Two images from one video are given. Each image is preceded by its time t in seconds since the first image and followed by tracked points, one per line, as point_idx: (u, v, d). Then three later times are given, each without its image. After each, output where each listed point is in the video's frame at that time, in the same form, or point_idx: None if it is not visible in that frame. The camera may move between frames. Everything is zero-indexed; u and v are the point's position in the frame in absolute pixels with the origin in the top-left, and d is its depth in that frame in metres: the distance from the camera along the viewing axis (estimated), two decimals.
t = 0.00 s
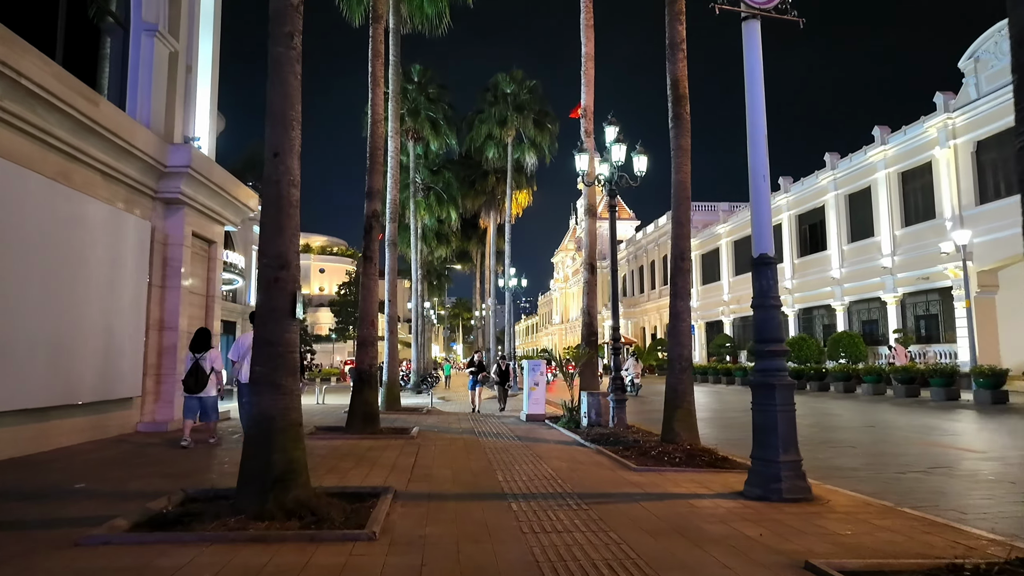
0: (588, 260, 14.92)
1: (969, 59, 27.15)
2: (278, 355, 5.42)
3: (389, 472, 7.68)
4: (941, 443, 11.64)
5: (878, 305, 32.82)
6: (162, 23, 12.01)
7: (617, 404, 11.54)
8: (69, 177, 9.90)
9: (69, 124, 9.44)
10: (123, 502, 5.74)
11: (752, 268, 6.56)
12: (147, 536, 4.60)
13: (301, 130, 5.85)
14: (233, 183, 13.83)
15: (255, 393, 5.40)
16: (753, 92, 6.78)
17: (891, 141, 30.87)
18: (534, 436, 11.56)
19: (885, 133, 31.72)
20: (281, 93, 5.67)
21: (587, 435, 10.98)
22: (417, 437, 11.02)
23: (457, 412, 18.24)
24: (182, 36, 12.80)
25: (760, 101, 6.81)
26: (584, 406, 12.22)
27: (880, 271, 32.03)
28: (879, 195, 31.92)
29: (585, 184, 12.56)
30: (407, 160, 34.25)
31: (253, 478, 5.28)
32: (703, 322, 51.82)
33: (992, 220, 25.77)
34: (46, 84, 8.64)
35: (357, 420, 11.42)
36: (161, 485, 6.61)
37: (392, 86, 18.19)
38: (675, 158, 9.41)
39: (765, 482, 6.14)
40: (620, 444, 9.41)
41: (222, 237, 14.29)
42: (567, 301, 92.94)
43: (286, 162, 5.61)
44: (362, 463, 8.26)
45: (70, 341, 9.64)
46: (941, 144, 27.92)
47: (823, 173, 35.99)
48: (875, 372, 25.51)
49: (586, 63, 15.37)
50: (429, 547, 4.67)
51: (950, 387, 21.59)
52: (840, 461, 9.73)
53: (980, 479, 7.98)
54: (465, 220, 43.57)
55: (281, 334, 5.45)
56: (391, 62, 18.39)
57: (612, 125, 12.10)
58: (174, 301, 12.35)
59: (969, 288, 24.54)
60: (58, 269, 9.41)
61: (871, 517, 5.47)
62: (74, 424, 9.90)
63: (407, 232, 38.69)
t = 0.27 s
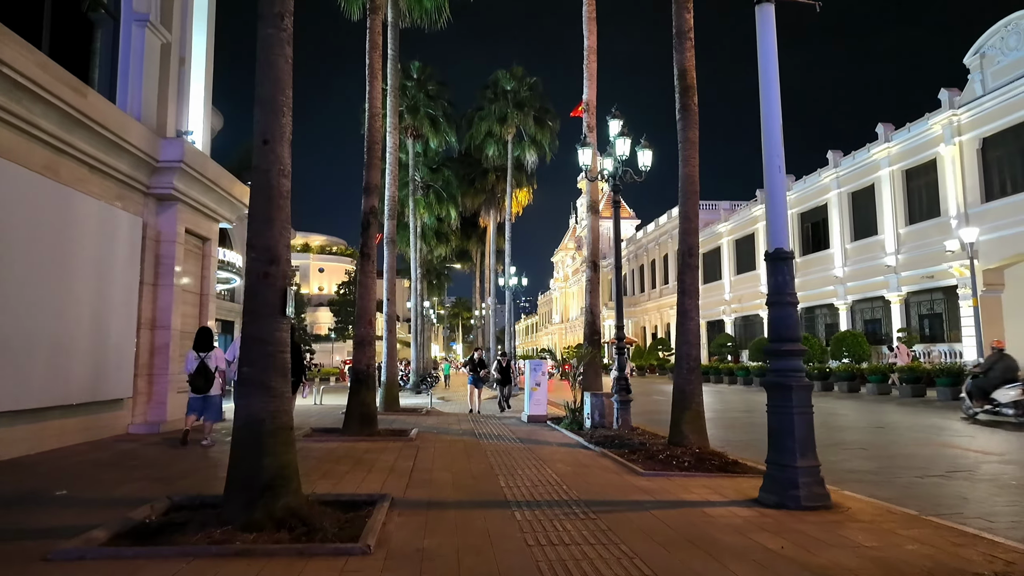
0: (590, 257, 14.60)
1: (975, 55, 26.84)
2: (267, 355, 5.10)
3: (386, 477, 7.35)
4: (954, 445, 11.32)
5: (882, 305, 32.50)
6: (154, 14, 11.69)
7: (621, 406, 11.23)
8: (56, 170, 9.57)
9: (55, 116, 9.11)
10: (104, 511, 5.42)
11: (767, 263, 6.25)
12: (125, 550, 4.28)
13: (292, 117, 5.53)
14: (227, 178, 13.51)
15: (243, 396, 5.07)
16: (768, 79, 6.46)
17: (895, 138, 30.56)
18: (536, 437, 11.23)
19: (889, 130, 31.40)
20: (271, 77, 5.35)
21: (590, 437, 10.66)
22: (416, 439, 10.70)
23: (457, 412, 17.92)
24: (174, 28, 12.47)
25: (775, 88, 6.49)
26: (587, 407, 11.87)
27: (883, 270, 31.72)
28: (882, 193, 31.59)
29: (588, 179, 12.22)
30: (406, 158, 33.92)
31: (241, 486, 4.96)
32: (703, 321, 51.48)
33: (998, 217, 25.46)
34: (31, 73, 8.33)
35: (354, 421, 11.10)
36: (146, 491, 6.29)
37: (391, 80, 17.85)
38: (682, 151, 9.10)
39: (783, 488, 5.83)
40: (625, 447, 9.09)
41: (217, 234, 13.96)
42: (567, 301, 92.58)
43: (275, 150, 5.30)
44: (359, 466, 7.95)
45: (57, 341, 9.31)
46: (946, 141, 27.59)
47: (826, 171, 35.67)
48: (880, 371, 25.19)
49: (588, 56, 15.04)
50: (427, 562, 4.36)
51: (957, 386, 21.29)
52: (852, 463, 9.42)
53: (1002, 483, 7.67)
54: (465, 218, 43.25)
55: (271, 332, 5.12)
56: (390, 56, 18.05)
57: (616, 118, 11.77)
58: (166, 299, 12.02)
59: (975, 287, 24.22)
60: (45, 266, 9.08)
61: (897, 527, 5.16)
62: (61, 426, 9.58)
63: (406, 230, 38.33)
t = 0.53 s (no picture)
0: (594, 256, 14.36)
1: (981, 52, 26.61)
2: (260, 356, 4.87)
3: (385, 482, 7.12)
4: (967, 448, 11.07)
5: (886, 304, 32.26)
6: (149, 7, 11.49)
7: (627, 407, 10.99)
8: (48, 166, 9.35)
9: (45, 110, 8.89)
10: (91, 520, 5.19)
11: (781, 261, 6.02)
12: (109, 563, 4.06)
13: (286, 108, 5.29)
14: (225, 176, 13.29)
15: (234, 400, 4.84)
16: (781, 69, 6.23)
17: (899, 137, 30.30)
18: (539, 440, 11.00)
19: (893, 129, 31.15)
20: (265, 66, 5.12)
21: (595, 439, 10.43)
22: (417, 442, 10.46)
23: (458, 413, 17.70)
24: (170, 22, 12.26)
25: (789, 79, 6.26)
26: (591, 408, 11.65)
27: (888, 269, 31.48)
28: (887, 192, 31.34)
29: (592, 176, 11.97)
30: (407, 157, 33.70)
31: (232, 493, 4.73)
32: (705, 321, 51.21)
33: (1004, 216, 25.22)
34: (20, 65, 8.11)
35: (353, 423, 10.86)
36: (137, 497, 6.08)
37: (391, 77, 17.62)
38: (689, 146, 8.88)
39: (798, 495, 5.59)
40: (631, 450, 8.85)
41: (214, 233, 13.73)
42: (568, 301, 92.32)
43: (269, 142, 5.07)
44: (358, 471, 7.72)
45: (47, 342, 9.08)
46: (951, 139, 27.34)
47: (829, 170, 35.42)
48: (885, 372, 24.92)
49: (591, 52, 14.81)
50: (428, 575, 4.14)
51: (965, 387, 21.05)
52: (863, 467, 9.19)
53: (1020, 488, 7.42)
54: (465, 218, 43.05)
55: (264, 333, 4.90)
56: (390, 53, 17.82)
57: (621, 114, 11.52)
58: (162, 298, 11.80)
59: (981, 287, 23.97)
60: (35, 265, 8.85)
61: (920, 536, 4.93)
62: (52, 429, 9.36)
63: (406, 230, 38.10)
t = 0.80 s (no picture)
0: (600, 251, 14.04)
1: (991, 46, 26.26)
2: (253, 350, 4.58)
3: (387, 483, 6.82)
4: (986, 448, 10.74)
5: (893, 302, 31.89)
6: None
7: (635, 406, 10.68)
8: (39, 157, 9.07)
9: (36, 98, 8.62)
10: (76, 524, 4.91)
11: (805, 251, 5.72)
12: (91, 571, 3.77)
13: (282, 87, 5.00)
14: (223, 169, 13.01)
15: (226, 396, 4.55)
16: (803, 49, 5.91)
17: (907, 133, 29.93)
18: (545, 439, 10.69)
19: (901, 125, 30.78)
20: (259, 43, 4.82)
21: (603, 438, 10.12)
22: (420, 441, 10.17)
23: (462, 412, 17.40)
24: (167, 11, 11.98)
25: (811, 59, 5.94)
26: (598, 407, 11.35)
27: (895, 267, 31.11)
28: (895, 188, 30.97)
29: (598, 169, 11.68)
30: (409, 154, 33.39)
31: (224, 496, 4.44)
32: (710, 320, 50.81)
33: (1015, 212, 24.86)
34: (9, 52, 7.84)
35: (354, 422, 10.58)
36: (126, 500, 5.79)
37: (393, 70, 17.31)
38: (701, 135, 8.58)
39: (824, 498, 5.29)
40: (641, 450, 8.55)
41: (212, 228, 13.45)
42: (571, 299, 91.96)
43: (263, 123, 4.77)
44: (359, 471, 7.43)
45: (38, 338, 8.80)
46: (961, 135, 26.96)
47: (835, 167, 35.06)
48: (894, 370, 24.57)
49: (598, 43, 14.51)
50: None
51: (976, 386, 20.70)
52: (882, 467, 8.87)
53: None
54: (468, 215, 42.76)
55: (257, 325, 4.60)
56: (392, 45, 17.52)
57: (629, 104, 11.20)
58: (159, 294, 11.51)
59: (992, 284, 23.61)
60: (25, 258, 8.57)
61: (957, 542, 4.63)
62: (44, 428, 9.09)
63: (409, 227, 37.78)
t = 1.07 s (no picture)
0: (605, 250, 13.78)
1: (998, 43, 25.97)
2: (247, 353, 4.32)
3: (388, 489, 6.56)
4: (1002, 451, 10.48)
5: (898, 302, 31.60)
6: None
7: (642, 408, 10.43)
8: (32, 153, 8.82)
9: (27, 92, 8.37)
10: (62, 535, 4.66)
11: (826, 249, 5.48)
12: None
13: (278, 75, 4.74)
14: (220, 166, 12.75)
15: (218, 401, 4.30)
16: (823, 38, 5.65)
17: (913, 131, 29.65)
18: (550, 442, 10.43)
19: (906, 123, 30.50)
20: (254, 28, 4.57)
21: (609, 442, 9.85)
22: (422, 444, 9.92)
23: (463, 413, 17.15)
24: (163, 4, 11.73)
25: (832, 48, 5.67)
26: (603, 409, 11.09)
27: (900, 266, 30.83)
28: (900, 187, 30.70)
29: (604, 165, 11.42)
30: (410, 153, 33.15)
31: (216, 507, 4.19)
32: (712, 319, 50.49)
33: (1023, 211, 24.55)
34: None
35: (354, 424, 10.32)
36: (117, 508, 5.54)
37: (394, 66, 17.07)
38: (712, 129, 8.34)
39: (847, 507, 5.03)
40: (651, 454, 8.29)
41: (210, 225, 13.20)
42: (572, 299, 91.71)
43: (258, 113, 4.51)
44: (359, 476, 7.18)
45: (29, 338, 8.56)
46: (967, 132, 26.67)
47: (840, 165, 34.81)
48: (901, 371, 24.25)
49: (602, 38, 14.25)
50: None
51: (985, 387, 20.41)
52: (897, 472, 8.61)
53: None
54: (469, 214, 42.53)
55: (252, 325, 4.35)
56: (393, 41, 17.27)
57: (636, 99, 10.94)
58: (155, 293, 11.27)
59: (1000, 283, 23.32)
60: (16, 256, 8.34)
61: (994, 556, 4.37)
62: (36, 431, 8.85)
63: (409, 226, 37.53)
